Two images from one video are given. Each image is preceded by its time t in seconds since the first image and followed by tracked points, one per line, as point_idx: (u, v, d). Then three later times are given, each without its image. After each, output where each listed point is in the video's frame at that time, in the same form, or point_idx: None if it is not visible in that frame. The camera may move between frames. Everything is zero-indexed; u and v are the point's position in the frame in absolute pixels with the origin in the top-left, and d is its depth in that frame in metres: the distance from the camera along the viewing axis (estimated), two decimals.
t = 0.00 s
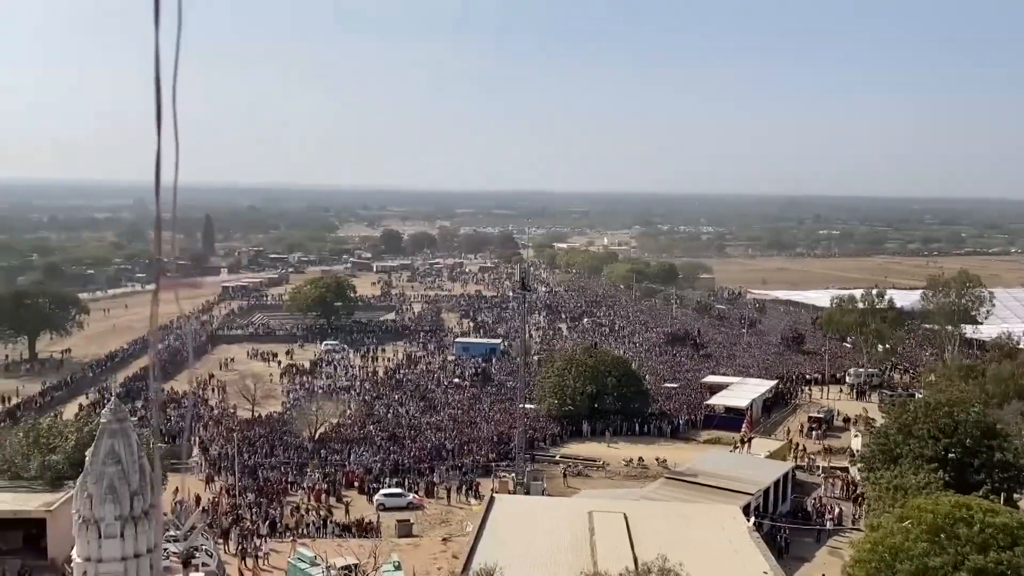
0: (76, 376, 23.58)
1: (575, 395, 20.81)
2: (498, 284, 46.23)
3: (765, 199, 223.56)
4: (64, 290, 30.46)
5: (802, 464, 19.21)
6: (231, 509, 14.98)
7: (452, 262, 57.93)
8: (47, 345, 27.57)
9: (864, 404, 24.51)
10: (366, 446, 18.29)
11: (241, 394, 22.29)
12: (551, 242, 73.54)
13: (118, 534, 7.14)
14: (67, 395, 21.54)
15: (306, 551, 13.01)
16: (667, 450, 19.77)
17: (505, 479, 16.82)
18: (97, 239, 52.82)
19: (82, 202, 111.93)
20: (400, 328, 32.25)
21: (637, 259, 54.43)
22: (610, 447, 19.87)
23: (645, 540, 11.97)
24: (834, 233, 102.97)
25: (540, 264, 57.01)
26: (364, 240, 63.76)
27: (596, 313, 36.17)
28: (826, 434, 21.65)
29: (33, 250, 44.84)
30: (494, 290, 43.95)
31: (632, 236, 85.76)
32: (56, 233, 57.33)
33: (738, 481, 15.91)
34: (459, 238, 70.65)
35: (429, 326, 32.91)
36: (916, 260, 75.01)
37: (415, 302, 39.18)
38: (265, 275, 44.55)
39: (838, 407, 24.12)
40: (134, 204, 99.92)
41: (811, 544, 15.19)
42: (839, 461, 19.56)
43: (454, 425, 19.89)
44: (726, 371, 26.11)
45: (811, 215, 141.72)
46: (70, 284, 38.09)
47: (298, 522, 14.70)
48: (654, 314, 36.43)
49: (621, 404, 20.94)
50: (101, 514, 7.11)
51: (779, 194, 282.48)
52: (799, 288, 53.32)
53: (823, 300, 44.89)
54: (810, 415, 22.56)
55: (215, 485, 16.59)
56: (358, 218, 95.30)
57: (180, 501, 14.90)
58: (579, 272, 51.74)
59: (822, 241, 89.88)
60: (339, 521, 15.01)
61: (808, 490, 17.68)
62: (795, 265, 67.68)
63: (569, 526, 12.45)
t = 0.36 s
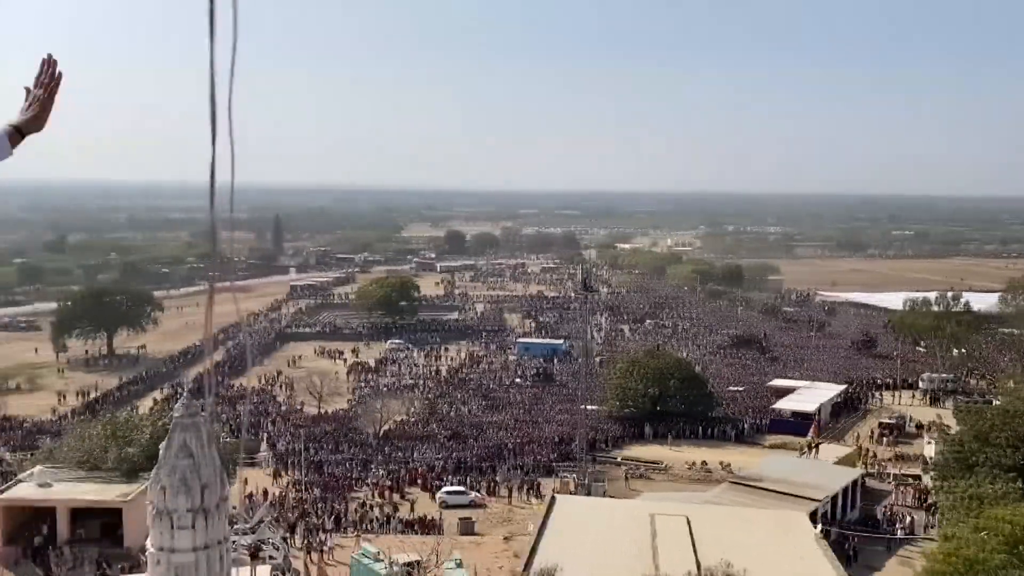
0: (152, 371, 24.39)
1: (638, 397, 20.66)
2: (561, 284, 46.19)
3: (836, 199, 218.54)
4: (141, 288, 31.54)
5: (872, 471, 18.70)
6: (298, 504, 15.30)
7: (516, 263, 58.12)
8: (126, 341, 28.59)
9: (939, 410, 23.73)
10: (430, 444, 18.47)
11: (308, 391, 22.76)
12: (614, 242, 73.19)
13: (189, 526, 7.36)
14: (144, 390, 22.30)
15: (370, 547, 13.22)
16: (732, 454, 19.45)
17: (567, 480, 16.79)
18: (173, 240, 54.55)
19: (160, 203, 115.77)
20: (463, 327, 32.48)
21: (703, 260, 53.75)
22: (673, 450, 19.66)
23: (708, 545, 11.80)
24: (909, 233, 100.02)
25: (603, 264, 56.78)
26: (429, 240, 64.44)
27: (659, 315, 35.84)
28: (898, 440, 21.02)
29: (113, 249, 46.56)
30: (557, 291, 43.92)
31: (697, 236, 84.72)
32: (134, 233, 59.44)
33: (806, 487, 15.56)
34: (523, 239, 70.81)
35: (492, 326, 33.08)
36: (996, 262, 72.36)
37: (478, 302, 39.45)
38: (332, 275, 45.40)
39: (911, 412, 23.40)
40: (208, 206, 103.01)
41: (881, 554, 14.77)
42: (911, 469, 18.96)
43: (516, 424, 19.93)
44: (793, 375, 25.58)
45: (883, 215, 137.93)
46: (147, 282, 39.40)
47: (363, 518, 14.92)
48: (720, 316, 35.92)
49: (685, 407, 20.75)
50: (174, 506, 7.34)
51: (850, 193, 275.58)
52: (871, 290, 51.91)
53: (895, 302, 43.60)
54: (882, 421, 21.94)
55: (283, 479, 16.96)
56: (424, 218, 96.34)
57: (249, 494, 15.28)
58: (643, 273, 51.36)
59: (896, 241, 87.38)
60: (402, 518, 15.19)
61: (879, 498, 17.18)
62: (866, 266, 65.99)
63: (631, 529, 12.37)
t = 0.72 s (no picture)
0: (250, 371, 25.23)
1: (729, 405, 20.24)
2: (648, 289, 45.70)
3: (936, 201, 209.75)
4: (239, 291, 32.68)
5: (978, 485, 17.83)
6: (388, 503, 15.57)
7: (602, 267, 57.84)
8: (225, 341, 29.67)
9: None
10: (516, 447, 18.52)
11: (398, 393, 23.16)
12: (703, 246, 72.03)
13: (285, 523, 7.54)
14: (242, 389, 23.11)
15: (458, 548, 13.32)
16: (827, 465, 18.85)
17: (655, 487, 16.58)
18: (270, 245, 56.37)
19: (256, 208, 120.02)
20: (550, 331, 32.48)
21: (796, 264, 52.34)
22: (766, 459, 19.17)
23: (802, 558, 11.46)
24: (1018, 236, 95.10)
25: (692, 268, 55.92)
26: (516, 243, 64.73)
27: (750, 320, 35.05)
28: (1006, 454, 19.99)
29: (213, 253, 48.45)
30: (645, 296, 43.47)
31: (790, 239, 82.52)
32: (233, 238, 61.69)
33: (907, 501, 14.94)
34: (610, 243, 70.37)
35: (578, 330, 32.97)
36: None
37: (564, 306, 39.41)
38: (421, 279, 46.10)
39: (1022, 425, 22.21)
40: (302, 211, 106.10)
41: (989, 573, 14.06)
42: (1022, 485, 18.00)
43: (603, 430, 19.81)
44: (893, 384, 24.62)
45: (989, 217, 131.61)
46: (245, 286, 40.82)
47: (451, 519, 15.05)
48: (814, 322, 34.89)
49: (778, 416, 20.27)
50: (270, 502, 7.52)
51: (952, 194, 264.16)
52: (977, 296, 49.55)
53: (1004, 309, 41.48)
54: (990, 433, 20.89)
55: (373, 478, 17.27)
56: (511, 222, 96.92)
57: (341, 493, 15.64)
58: (733, 278, 50.36)
59: (1004, 245, 83.15)
60: (489, 520, 15.26)
61: (986, 515, 16.37)
62: (971, 271, 63.06)
63: (722, 539, 12.12)
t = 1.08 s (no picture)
0: (356, 379, 25.82)
1: (841, 423, 19.45)
2: (756, 302, 44.57)
3: None
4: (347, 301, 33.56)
5: None
6: (490, 514, 15.61)
7: (707, 279, 56.79)
8: (333, 349, 30.50)
9: None
10: (619, 462, 18.27)
11: (500, 404, 23.26)
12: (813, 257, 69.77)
13: (389, 528, 7.62)
14: (350, 396, 23.67)
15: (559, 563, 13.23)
16: (949, 488, 17.86)
17: (763, 506, 16.07)
18: (377, 256, 57.84)
19: (364, 220, 123.77)
20: (653, 344, 32.04)
21: (914, 277, 50.02)
22: (883, 481, 18.31)
23: None
24: None
25: (801, 281, 54.18)
26: (618, 254, 64.34)
27: (865, 335, 33.62)
28: None
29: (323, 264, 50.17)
30: (752, 308, 42.40)
31: (908, 250, 79.02)
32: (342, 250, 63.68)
33: None
34: (716, 254, 69.05)
35: (682, 343, 32.37)
36: None
37: (668, 318, 38.82)
38: (523, 290, 46.33)
39: None
40: (409, 224, 108.72)
41: None
42: None
43: (708, 446, 19.35)
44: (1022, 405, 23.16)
45: None
46: (353, 296, 41.95)
47: (552, 532, 14.95)
48: (935, 338, 33.17)
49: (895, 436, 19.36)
50: (375, 508, 7.62)
51: None
52: None
53: None
54: None
55: (474, 487, 17.37)
56: (614, 233, 96.44)
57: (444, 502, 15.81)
58: (846, 291, 48.56)
59: None
60: (591, 534, 15.08)
61: None
62: None
63: (834, 562, 11.58)
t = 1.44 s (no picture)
0: (419, 387, 26.07)
1: (913, 441, 18.85)
2: (823, 315, 43.57)
3: None
4: (409, 311, 33.92)
5: None
6: (549, 526, 15.56)
7: (773, 291, 55.75)
8: (396, 358, 30.89)
9: None
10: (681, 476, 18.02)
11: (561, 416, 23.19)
12: (884, 270, 67.92)
13: (450, 537, 7.65)
14: (411, 405, 23.89)
15: None
16: None
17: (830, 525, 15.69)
18: (439, 267, 58.31)
19: (427, 231, 124.91)
20: (717, 357, 31.56)
21: (992, 291, 48.28)
22: (957, 502, 17.67)
23: None
24: None
25: (871, 294, 52.80)
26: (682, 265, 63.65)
27: (939, 350, 32.56)
28: None
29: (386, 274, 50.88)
30: (820, 322, 41.44)
31: (985, 263, 76.35)
32: (406, 260, 64.49)
33: None
34: (782, 266, 67.77)
35: (746, 357, 31.86)
36: None
37: (733, 331, 38.21)
38: (584, 301, 46.23)
39: None
40: (472, 235, 109.49)
41: None
42: None
43: (773, 462, 18.96)
44: None
45: None
46: (415, 306, 42.35)
47: (613, 546, 14.80)
48: (1013, 354, 31.95)
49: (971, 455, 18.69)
50: (436, 517, 7.66)
51: None
52: None
53: None
54: None
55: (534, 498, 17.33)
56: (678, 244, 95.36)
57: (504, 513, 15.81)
58: (918, 304, 47.15)
59: None
60: (653, 549, 14.90)
61: None
62: None
63: None
